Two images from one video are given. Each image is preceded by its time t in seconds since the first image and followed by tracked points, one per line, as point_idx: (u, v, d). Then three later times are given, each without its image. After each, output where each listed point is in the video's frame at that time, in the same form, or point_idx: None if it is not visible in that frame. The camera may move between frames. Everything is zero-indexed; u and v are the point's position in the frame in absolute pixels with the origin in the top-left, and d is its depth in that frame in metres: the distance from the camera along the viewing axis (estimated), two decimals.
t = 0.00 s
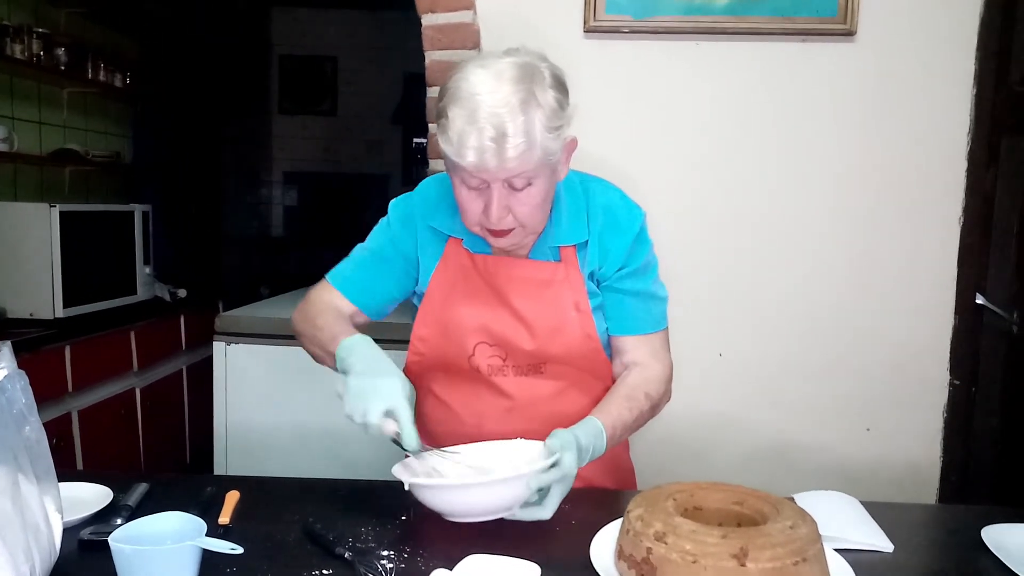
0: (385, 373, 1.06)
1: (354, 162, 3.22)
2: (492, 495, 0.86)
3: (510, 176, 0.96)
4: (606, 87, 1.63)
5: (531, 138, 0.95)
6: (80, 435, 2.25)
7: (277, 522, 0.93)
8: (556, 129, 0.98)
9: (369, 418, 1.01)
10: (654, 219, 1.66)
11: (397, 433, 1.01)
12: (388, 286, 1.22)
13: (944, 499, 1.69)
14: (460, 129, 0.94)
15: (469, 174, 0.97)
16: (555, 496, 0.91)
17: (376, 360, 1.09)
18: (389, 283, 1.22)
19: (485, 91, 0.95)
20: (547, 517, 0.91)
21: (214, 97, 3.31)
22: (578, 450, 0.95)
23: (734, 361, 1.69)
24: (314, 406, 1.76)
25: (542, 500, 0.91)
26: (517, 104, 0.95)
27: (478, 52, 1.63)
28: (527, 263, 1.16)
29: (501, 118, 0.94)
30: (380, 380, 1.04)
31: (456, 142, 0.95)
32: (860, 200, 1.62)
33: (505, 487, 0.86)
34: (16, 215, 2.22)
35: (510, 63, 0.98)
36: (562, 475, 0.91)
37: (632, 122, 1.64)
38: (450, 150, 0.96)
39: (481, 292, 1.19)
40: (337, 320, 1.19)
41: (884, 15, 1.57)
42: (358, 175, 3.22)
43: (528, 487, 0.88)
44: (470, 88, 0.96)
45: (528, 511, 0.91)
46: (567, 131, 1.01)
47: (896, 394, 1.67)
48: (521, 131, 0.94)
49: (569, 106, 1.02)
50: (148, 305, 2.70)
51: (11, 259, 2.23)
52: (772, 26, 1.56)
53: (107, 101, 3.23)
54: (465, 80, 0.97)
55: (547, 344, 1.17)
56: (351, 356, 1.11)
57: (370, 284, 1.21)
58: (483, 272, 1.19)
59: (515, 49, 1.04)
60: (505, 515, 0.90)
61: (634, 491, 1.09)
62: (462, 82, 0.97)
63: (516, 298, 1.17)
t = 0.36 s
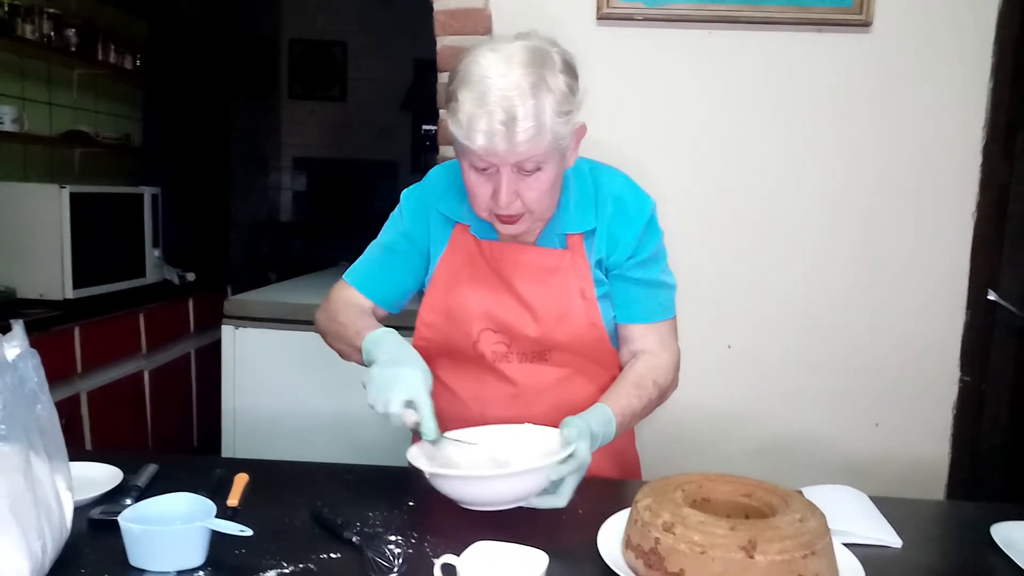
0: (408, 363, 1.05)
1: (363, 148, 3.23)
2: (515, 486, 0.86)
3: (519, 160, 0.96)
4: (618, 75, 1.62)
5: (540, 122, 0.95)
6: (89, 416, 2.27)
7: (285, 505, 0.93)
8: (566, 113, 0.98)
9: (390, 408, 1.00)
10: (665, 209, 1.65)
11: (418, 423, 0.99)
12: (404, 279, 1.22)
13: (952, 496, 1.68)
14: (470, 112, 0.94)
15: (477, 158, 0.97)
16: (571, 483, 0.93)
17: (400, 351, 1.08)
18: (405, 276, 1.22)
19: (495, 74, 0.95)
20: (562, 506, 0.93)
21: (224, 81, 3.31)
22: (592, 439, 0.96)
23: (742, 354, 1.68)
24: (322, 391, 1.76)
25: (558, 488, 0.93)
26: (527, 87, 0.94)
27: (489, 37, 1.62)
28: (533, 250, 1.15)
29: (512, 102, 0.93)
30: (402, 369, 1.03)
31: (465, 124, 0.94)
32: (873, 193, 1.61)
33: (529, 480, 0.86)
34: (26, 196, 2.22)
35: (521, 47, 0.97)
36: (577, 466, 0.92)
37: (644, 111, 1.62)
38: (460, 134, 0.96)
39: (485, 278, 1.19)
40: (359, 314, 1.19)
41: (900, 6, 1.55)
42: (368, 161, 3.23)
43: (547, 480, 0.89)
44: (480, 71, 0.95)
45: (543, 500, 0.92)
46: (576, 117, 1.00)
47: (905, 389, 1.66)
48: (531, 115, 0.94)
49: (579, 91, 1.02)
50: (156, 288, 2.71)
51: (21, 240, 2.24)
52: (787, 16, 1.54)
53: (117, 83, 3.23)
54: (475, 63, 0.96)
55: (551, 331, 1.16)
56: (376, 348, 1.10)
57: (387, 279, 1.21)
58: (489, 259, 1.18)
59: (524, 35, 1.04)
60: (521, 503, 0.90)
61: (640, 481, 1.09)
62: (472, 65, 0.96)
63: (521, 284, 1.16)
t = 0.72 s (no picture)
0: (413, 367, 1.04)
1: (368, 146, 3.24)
2: (520, 496, 0.86)
3: (523, 158, 0.96)
4: (625, 75, 1.62)
5: (545, 119, 0.95)
6: (90, 409, 2.27)
7: (286, 499, 0.93)
8: (570, 111, 0.98)
9: (398, 412, 0.99)
10: (669, 210, 1.65)
11: (426, 428, 0.99)
12: (409, 278, 1.23)
13: (952, 500, 1.68)
14: (474, 111, 0.94)
15: (481, 155, 0.97)
16: (570, 489, 0.93)
17: (410, 355, 1.08)
18: (411, 275, 1.23)
19: (500, 72, 0.95)
20: (562, 510, 0.93)
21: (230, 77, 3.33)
22: (592, 441, 0.96)
23: (744, 355, 1.68)
24: (324, 388, 1.77)
25: (558, 492, 0.93)
26: (531, 86, 0.95)
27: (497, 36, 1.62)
28: (535, 249, 1.15)
29: (516, 99, 0.93)
30: (407, 374, 1.02)
31: (470, 122, 0.94)
32: (878, 196, 1.61)
33: (531, 489, 0.86)
34: (32, 189, 2.23)
35: (526, 46, 0.98)
36: (579, 471, 0.92)
37: (650, 112, 1.62)
38: (464, 132, 0.96)
39: (488, 276, 1.19)
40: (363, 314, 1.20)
41: (908, 10, 1.55)
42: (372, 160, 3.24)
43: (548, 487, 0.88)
44: (485, 70, 0.95)
45: (544, 504, 0.92)
46: (581, 116, 1.00)
47: (907, 393, 1.66)
48: (535, 113, 0.94)
49: (583, 91, 1.02)
50: (159, 283, 2.71)
51: (25, 233, 2.24)
52: (796, 18, 1.54)
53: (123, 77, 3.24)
54: (479, 62, 0.97)
55: (553, 330, 1.16)
56: (385, 351, 1.10)
57: (392, 278, 1.21)
58: (491, 256, 1.18)
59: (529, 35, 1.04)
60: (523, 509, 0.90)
61: (641, 480, 1.09)
62: (476, 64, 0.97)
63: (523, 282, 1.16)
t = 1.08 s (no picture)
0: (401, 369, 1.07)
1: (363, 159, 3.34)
2: (515, 509, 0.86)
3: (533, 178, 0.97)
4: (618, 90, 1.63)
5: (554, 139, 0.96)
6: (84, 425, 2.26)
7: (280, 516, 0.93)
8: (575, 129, 0.99)
9: (382, 415, 1.02)
10: (662, 224, 1.66)
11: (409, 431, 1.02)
12: (391, 287, 1.23)
13: (947, 512, 1.68)
14: (484, 134, 0.94)
15: (491, 177, 0.98)
16: (567, 507, 0.93)
17: (394, 355, 1.09)
18: (395, 285, 1.24)
19: (506, 94, 0.95)
20: (557, 528, 0.92)
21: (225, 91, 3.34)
22: (590, 458, 0.96)
23: (738, 368, 1.69)
24: (317, 403, 1.76)
25: (554, 509, 0.93)
26: (539, 106, 0.95)
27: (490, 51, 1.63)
28: (532, 264, 1.15)
29: (526, 121, 0.94)
30: (394, 377, 1.04)
31: (482, 146, 0.95)
32: (870, 209, 1.62)
33: (531, 500, 0.86)
34: (26, 204, 2.23)
35: (526, 64, 0.98)
36: (575, 488, 0.92)
37: (643, 126, 1.63)
38: (475, 155, 0.96)
39: (484, 291, 1.19)
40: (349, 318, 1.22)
41: (897, 25, 1.57)
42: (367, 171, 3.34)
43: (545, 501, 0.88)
44: (490, 92, 0.95)
45: (540, 521, 0.92)
46: (583, 131, 1.02)
47: (901, 405, 1.67)
48: (546, 134, 0.95)
49: (584, 105, 1.03)
50: (153, 297, 2.71)
51: (19, 247, 2.23)
52: (786, 33, 1.56)
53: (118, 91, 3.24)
54: (483, 83, 0.96)
55: (548, 345, 1.17)
56: (369, 349, 1.11)
57: (374, 286, 1.23)
58: (487, 272, 1.18)
59: (524, 50, 1.04)
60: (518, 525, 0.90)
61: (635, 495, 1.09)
62: (480, 85, 0.96)
63: (519, 298, 1.16)
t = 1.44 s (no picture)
0: (413, 374, 1.05)
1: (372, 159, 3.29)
2: (516, 511, 0.85)
3: (538, 184, 0.97)
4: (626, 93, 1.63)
5: (562, 147, 0.96)
6: (87, 419, 2.26)
7: (283, 512, 0.93)
8: (584, 137, 0.99)
9: (397, 423, 1.01)
10: (668, 227, 1.66)
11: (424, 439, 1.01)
12: (401, 288, 1.22)
13: (950, 522, 1.68)
14: (492, 137, 0.95)
15: (496, 181, 0.98)
16: (571, 513, 0.90)
17: (404, 360, 1.07)
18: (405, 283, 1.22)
19: (517, 99, 0.95)
20: (561, 533, 0.90)
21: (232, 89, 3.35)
22: (595, 463, 0.96)
23: (742, 373, 1.69)
24: (319, 402, 1.77)
25: (557, 515, 0.90)
26: (548, 113, 0.95)
27: (499, 53, 1.64)
28: (540, 268, 1.16)
29: (534, 127, 0.94)
30: (409, 385, 1.03)
31: (488, 150, 0.95)
32: (877, 217, 1.62)
33: (529, 507, 0.85)
34: (32, 198, 2.23)
35: (539, 70, 0.98)
36: (579, 495, 0.91)
37: (651, 130, 1.64)
38: (481, 157, 0.97)
39: (491, 294, 1.19)
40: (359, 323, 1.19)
41: (907, 33, 1.57)
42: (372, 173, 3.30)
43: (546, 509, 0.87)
44: (501, 95, 0.96)
45: (543, 525, 0.90)
46: (593, 139, 1.01)
47: (905, 412, 1.66)
48: (553, 141, 0.95)
49: (595, 113, 1.02)
50: (158, 293, 2.72)
51: (25, 241, 2.24)
52: (795, 39, 1.56)
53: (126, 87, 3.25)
54: (494, 86, 0.97)
55: (554, 349, 1.17)
56: (380, 354, 1.10)
57: (385, 289, 1.20)
58: (494, 275, 1.18)
59: (539, 54, 1.04)
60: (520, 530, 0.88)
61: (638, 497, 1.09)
62: (491, 88, 0.97)
63: (525, 301, 1.17)
